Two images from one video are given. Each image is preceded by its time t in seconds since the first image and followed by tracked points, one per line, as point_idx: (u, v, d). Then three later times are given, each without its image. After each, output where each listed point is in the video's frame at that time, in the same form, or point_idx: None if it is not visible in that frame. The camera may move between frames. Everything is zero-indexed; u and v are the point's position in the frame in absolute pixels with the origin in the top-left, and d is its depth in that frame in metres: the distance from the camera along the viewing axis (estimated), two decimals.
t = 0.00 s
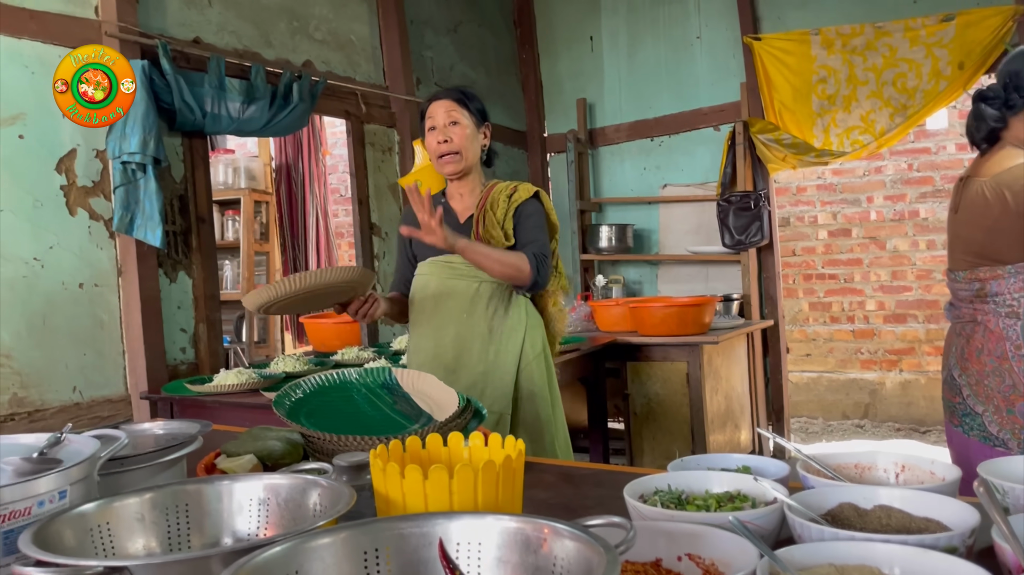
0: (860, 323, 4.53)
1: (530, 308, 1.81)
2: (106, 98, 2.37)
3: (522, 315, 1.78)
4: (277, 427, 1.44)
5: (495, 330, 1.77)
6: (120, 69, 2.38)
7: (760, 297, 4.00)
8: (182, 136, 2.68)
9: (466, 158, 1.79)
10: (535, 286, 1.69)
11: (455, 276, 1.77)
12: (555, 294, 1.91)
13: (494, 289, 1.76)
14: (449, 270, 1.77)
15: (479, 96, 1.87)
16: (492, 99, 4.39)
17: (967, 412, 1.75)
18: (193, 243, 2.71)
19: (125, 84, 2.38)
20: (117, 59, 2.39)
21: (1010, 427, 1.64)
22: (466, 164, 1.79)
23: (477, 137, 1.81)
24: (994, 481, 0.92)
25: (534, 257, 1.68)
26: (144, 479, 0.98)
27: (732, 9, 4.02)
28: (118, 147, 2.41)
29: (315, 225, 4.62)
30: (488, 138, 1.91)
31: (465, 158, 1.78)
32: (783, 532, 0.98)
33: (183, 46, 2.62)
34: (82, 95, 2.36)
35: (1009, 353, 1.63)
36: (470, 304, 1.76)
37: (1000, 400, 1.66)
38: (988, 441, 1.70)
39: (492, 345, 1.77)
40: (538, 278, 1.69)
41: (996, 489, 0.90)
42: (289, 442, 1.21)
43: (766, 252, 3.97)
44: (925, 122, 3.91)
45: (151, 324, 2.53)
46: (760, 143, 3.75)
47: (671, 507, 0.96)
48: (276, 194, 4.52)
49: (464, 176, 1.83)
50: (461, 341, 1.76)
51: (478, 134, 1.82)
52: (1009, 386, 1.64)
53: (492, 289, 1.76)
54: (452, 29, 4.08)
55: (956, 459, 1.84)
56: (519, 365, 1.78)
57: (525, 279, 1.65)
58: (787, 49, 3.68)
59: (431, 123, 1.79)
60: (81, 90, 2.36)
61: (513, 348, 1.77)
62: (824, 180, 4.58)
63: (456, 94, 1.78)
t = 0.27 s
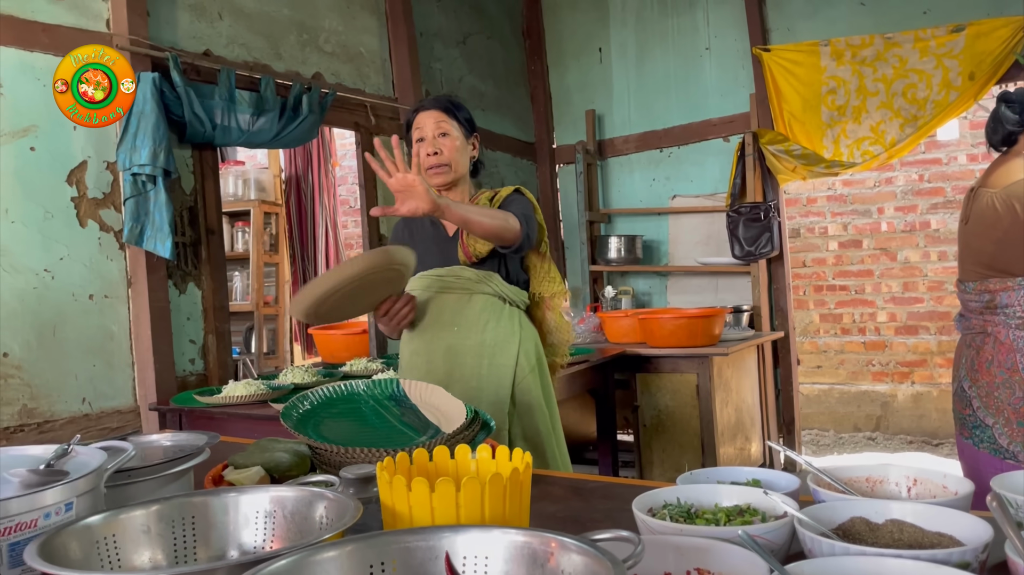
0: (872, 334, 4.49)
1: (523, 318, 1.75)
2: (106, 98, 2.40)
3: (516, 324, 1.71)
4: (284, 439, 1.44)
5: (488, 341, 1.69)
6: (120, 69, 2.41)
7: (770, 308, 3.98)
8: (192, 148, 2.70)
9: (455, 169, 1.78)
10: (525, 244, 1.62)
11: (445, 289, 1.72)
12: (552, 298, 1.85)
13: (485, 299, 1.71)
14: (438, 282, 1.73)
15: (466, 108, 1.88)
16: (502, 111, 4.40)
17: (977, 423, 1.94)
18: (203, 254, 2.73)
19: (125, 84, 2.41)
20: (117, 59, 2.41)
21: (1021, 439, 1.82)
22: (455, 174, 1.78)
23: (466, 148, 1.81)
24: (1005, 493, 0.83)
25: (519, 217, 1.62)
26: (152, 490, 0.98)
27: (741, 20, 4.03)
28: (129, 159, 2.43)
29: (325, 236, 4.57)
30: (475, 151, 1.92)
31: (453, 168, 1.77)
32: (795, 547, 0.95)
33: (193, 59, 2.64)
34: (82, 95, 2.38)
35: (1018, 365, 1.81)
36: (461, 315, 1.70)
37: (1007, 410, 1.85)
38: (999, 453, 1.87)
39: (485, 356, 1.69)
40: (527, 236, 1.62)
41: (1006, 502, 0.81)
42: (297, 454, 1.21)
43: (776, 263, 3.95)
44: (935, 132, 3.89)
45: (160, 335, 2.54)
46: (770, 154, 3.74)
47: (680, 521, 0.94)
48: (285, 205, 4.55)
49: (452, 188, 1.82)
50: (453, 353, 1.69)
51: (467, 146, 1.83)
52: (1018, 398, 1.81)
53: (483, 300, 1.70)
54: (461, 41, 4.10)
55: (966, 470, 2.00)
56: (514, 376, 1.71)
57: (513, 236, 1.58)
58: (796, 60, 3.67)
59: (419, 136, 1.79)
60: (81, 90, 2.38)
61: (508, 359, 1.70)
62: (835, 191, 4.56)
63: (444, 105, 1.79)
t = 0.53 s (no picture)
0: (879, 341, 4.47)
1: (527, 334, 1.72)
2: (106, 98, 2.37)
3: (516, 338, 1.69)
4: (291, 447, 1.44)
5: (487, 355, 1.69)
6: (120, 70, 2.38)
7: (776, 315, 3.97)
8: (199, 157, 2.71)
9: (468, 180, 1.78)
10: (523, 239, 1.62)
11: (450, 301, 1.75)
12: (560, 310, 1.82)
13: (486, 313, 1.71)
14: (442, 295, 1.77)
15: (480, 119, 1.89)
16: (507, 119, 4.41)
17: (986, 431, 1.93)
18: (210, 263, 2.74)
19: (125, 84, 2.40)
20: (117, 59, 2.38)
21: None
22: (469, 185, 1.79)
23: (480, 159, 1.81)
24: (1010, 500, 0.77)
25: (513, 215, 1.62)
26: (159, 500, 0.98)
27: (746, 27, 4.03)
28: (136, 168, 2.44)
29: (331, 245, 4.61)
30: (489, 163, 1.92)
31: (465, 179, 1.78)
32: (802, 556, 0.95)
33: (200, 69, 2.65)
34: (82, 95, 2.35)
35: None
36: (463, 328, 1.71)
37: (1016, 417, 1.83)
38: (1008, 460, 1.87)
39: (484, 370, 1.69)
40: (524, 231, 1.62)
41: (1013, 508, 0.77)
42: (304, 462, 1.21)
43: (782, 269, 3.94)
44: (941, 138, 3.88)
45: (167, 343, 2.55)
46: (775, 161, 3.75)
47: (686, 529, 0.93)
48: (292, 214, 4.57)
49: (467, 199, 1.82)
50: (452, 365, 1.71)
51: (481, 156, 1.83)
52: None
53: (484, 314, 1.71)
54: (466, 50, 4.12)
55: (975, 477, 2.01)
56: (513, 393, 1.68)
57: (509, 232, 1.59)
58: (801, 67, 3.68)
59: (433, 146, 1.79)
60: (81, 90, 2.35)
61: (506, 374, 1.68)
62: (840, 198, 4.55)
63: (458, 116, 1.80)
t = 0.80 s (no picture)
0: (882, 344, 4.46)
1: (563, 343, 1.62)
2: (106, 98, 2.42)
3: (552, 352, 1.59)
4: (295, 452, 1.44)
5: (522, 369, 1.59)
6: (120, 69, 2.42)
7: (779, 319, 3.97)
8: (202, 163, 2.72)
9: (505, 178, 1.68)
10: (570, 257, 1.51)
11: (478, 309, 1.62)
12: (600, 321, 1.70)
13: (520, 323, 1.59)
14: (471, 301, 1.62)
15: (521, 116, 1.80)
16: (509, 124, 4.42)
17: (992, 433, 1.93)
18: (213, 268, 2.75)
19: (125, 84, 2.44)
20: (117, 59, 2.43)
21: None
22: (506, 184, 1.68)
23: (518, 158, 1.71)
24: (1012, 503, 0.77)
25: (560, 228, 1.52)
26: (164, 504, 0.98)
27: (747, 31, 4.04)
28: (140, 174, 2.45)
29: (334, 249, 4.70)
30: (528, 163, 1.82)
31: (502, 176, 1.68)
32: (806, 560, 0.94)
33: (203, 75, 2.67)
34: (82, 95, 2.38)
35: None
36: (494, 341, 1.60)
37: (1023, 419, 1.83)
38: (1014, 463, 1.87)
39: (519, 384, 1.60)
40: (570, 249, 1.51)
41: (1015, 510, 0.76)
42: (307, 467, 1.20)
43: (784, 273, 3.94)
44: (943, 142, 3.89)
45: (171, 349, 2.56)
46: (777, 164, 3.76)
47: (690, 532, 0.93)
48: (295, 219, 4.58)
49: (501, 198, 1.72)
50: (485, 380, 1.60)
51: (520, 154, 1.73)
52: None
53: (518, 324, 1.59)
54: (468, 55, 4.14)
55: (980, 480, 2.00)
56: (551, 407, 1.60)
57: (555, 248, 1.48)
58: (803, 71, 3.68)
59: (470, 139, 1.70)
60: (81, 90, 2.38)
61: (542, 388, 1.59)
62: (843, 202, 4.56)
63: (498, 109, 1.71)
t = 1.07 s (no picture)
0: (883, 347, 4.45)
1: (620, 343, 1.54)
2: (106, 97, 2.41)
3: (612, 357, 1.50)
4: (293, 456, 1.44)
5: (582, 375, 1.50)
6: (120, 69, 2.42)
7: (780, 322, 3.96)
8: (203, 167, 2.73)
9: (537, 167, 1.57)
10: (614, 263, 1.40)
11: (529, 314, 1.52)
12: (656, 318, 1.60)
13: (575, 326, 1.50)
14: (520, 306, 1.53)
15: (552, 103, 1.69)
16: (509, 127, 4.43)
17: (992, 436, 1.92)
18: (214, 272, 2.76)
19: (125, 84, 2.44)
20: (116, 59, 2.43)
21: None
22: (537, 173, 1.57)
23: (550, 146, 1.60)
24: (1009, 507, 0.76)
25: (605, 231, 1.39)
26: (162, 507, 0.98)
27: (748, 34, 4.04)
28: (141, 178, 2.45)
29: (335, 253, 4.63)
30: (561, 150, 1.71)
31: (533, 164, 1.57)
32: (802, 564, 0.94)
33: (204, 79, 2.67)
34: (82, 95, 2.38)
35: None
36: (549, 347, 1.51)
37: (1023, 422, 1.82)
38: (1014, 466, 1.86)
39: (580, 393, 1.51)
40: (615, 254, 1.39)
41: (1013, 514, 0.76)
42: (306, 471, 1.21)
43: (785, 276, 3.94)
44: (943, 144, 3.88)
45: (171, 353, 2.56)
46: (777, 167, 3.75)
47: (687, 537, 0.93)
48: (296, 222, 4.58)
49: (533, 190, 1.61)
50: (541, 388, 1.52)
51: (552, 142, 1.62)
52: None
53: (572, 327, 1.50)
54: (469, 58, 4.15)
55: (981, 483, 1.99)
56: (615, 413, 1.51)
57: (599, 255, 1.36)
58: (804, 74, 3.67)
59: (498, 126, 1.59)
60: (81, 90, 2.38)
61: (605, 394, 1.51)
62: (844, 204, 4.54)
63: (528, 94, 1.61)
